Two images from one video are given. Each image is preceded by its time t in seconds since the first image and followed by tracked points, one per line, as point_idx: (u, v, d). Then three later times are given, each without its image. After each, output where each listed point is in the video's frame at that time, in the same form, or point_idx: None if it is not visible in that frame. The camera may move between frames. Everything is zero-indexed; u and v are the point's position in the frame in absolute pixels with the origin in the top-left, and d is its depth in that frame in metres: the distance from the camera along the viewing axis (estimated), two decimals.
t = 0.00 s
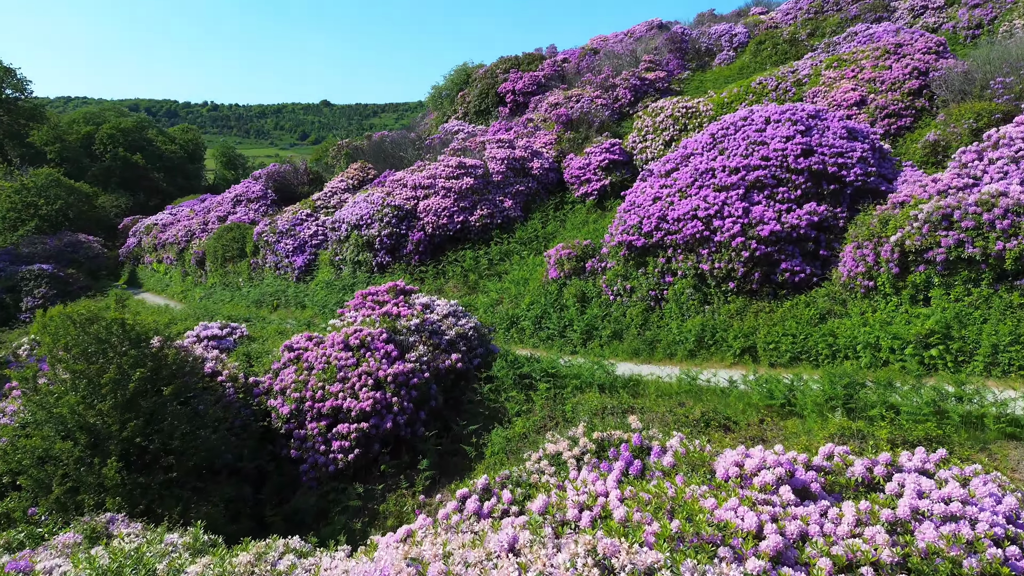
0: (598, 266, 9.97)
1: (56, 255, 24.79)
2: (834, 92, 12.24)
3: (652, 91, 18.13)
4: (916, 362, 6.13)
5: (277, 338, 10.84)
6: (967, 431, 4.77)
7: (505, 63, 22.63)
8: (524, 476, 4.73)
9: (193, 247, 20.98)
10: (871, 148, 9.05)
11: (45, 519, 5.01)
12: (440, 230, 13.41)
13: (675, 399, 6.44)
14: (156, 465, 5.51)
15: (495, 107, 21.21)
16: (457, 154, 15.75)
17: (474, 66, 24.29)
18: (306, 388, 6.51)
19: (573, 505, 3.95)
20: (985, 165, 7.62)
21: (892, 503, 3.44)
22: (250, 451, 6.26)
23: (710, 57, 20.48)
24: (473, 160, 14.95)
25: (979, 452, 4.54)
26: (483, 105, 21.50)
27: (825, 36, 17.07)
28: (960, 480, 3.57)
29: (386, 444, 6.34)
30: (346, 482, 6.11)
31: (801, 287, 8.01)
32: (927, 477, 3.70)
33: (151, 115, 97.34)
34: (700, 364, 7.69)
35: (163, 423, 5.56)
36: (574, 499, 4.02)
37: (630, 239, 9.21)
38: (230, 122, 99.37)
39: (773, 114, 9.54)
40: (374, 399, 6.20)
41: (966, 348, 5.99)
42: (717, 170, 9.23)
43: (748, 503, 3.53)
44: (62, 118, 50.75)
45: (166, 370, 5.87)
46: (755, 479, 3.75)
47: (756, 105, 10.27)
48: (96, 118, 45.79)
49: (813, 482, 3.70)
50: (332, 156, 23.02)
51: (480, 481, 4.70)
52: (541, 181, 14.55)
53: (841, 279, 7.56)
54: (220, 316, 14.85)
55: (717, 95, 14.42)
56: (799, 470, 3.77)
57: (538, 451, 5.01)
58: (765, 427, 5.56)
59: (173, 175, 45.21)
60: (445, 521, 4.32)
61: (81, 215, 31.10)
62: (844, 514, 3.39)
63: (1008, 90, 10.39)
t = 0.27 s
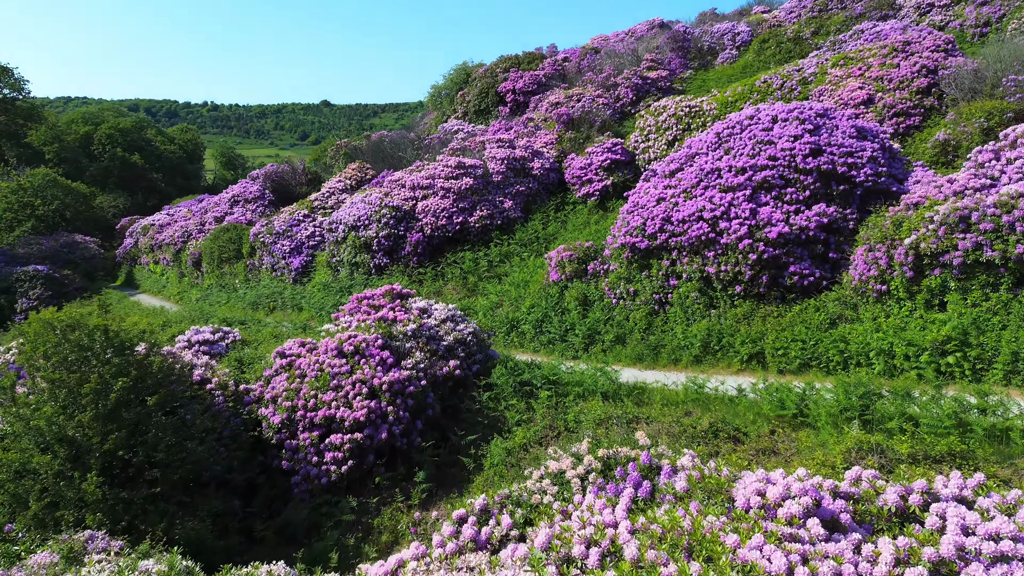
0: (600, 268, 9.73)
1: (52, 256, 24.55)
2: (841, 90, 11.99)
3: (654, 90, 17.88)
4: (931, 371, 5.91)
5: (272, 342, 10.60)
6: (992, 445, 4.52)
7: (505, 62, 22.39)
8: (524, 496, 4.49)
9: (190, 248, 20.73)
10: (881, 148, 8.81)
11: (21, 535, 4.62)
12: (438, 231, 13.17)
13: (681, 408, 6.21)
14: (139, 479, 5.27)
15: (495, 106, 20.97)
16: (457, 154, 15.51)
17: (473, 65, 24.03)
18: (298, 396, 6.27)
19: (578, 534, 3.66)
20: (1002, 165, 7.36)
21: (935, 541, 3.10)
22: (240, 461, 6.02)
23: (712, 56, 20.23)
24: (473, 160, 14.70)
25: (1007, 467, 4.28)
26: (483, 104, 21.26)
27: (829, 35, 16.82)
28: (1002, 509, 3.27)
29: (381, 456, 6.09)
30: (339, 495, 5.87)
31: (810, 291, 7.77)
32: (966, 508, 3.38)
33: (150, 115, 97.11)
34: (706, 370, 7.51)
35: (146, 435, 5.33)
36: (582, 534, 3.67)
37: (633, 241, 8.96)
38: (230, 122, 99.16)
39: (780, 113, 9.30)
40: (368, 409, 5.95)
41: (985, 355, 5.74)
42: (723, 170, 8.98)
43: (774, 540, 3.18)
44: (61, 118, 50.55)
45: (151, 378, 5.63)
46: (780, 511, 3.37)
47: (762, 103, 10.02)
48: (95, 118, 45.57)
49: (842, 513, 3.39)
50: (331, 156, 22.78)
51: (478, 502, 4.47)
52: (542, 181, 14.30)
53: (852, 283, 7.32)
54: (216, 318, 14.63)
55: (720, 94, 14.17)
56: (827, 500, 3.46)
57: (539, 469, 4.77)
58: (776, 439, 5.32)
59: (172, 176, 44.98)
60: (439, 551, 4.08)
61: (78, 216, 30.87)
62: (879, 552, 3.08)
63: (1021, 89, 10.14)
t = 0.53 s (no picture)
0: (602, 271, 9.49)
1: (48, 258, 24.33)
2: (848, 88, 11.73)
3: (656, 89, 17.63)
4: (948, 380, 5.69)
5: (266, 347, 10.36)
6: (1020, 459, 4.26)
7: (505, 60, 22.13)
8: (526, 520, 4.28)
9: (186, 249, 20.49)
10: (892, 147, 8.56)
11: None
12: (437, 232, 12.92)
13: (687, 417, 5.97)
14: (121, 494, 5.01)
15: (495, 105, 20.73)
16: (456, 154, 15.26)
17: (473, 64, 23.77)
18: (289, 406, 6.02)
19: None
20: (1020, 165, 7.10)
21: None
22: (228, 474, 5.77)
23: (714, 55, 19.98)
24: (472, 160, 14.44)
25: None
26: (483, 103, 21.01)
27: (834, 33, 16.56)
28: None
29: (376, 468, 5.84)
30: (332, 508, 5.63)
31: (819, 295, 7.53)
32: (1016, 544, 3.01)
33: (150, 115, 96.97)
34: (712, 376, 7.30)
35: (128, 447, 5.09)
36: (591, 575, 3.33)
37: (637, 243, 8.71)
38: (229, 122, 98.94)
39: (788, 111, 9.04)
40: (362, 419, 5.70)
41: (1006, 363, 5.49)
42: (729, 170, 8.73)
43: None
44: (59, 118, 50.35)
45: (134, 388, 5.40)
46: (810, 551, 3.00)
47: (769, 102, 9.77)
48: (93, 118, 45.34)
49: (878, 550, 2.99)
50: (329, 156, 22.54)
51: (475, 527, 4.29)
52: (543, 182, 14.05)
53: (864, 287, 7.08)
54: (211, 320, 14.40)
55: (724, 93, 13.90)
56: (861, 535, 3.06)
57: (541, 490, 4.54)
58: (788, 452, 5.08)
59: (171, 176, 44.76)
60: None
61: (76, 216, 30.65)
62: None
63: None
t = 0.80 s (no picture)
0: (604, 274, 9.24)
1: (44, 259, 24.10)
2: (855, 87, 11.46)
3: (658, 88, 17.38)
4: (967, 390, 5.45)
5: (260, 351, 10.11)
6: None
7: (505, 59, 21.87)
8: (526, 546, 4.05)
9: (182, 250, 20.24)
10: (903, 146, 8.30)
11: None
12: (436, 233, 12.66)
13: (694, 428, 5.72)
14: (100, 512, 4.73)
15: (495, 105, 20.48)
16: (455, 153, 15.01)
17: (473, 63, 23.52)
18: (279, 416, 5.77)
19: None
20: None
21: None
22: (215, 487, 5.52)
23: (717, 54, 19.72)
24: (472, 160, 14.19)
25: None
26: (482, 103, 20.76)
27: (839, 31, 16.29)
28: None
29: (369, 481, 5.59)
30: (323, 524, 5.38)
31: (829, 300, 7.27)
32: None
33: (149, 115, 96.76)
34: (719, 384, 7.08)
35: (108, 462, 4.84)
36: None
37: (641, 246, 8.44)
38: (229, 122, 98.71)
39: (795, 110, 8.79)
40: (354, 431, 5.45)
41: None
42: (735, 170, 8.47)
43: None
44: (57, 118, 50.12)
45: (114, 400, 5.17)
46: None
47: (776, 100, 9.51)
48: (91, 118, 45.12)
49: None
50: (327, 156, 22.29)
51: (472, 554, 4.06)
52: (543, 182, 13.81)
53: (876, 292, 6.84)
54: (206, 323, 14.16)
55: (728, 91, 13.64)
56: None
57: (542, 513, 4.30)
58: (801, 467, 4.84)
59: (169, 176, 44.52)
60: None
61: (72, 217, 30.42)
62: None
63: None
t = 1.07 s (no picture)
0: (606, 277, 8.99)
1: (39, 260, 23.87)
2: (863, 85, 11.19)
3: (660, 87, 17.12)
4: (988, 402, 5.21)
5: (254, 357, 9.87)
6: None
7: (505, 58, 21.61)
8: None
9: (178, 251, 19.99)
10: (915, 146, 8.05)
11: None
12: (434, 235, 12.41)
13: (702, 440, 5.46)
14: (76, 532, 4.51)
15: (495, 104, 20.22)
16: (453, 153, 14.75)
17: (472, 62, 23.25)
18: (267, 428, 5.51)
19: None
20: None
21: None
22: (200, 503, 5.27)
23: (719, 52, 19.45)
24: (471, 160, 13.93)
25: None
26: (482, 102, 20.49)
27: (844, 29, 16.03)
28: None
29: (361, 496, 5.34)
30: (313, 542, 5.13)
31: (840, 305, 7.02)
32: None
33: (149, 115, 96.53)
34: (726, 392, 6.84)
35: (84, 479, 4.58)
36: None
37: (644, 248, 8.18)
38: (228, 122, 98.47)
39: (804, 109, 8.53)
40: (346, 444, 5.19)
41: None
42: (742, 170, 8.21)
43: None
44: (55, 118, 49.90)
45: (91, 411, 4.89)
46: None
47: (783, 98, 9.25)
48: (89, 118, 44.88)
49: None
50: (325, 156, 22.05)
51: None
52: (544, 182, 13.56)
53: (890, 297, 6.58)
54: (200, 326, 13.91)
55: (732, 90, 13.38)
56: None
57: (543, 543, 4.03)
58: (816, 484, 4.59)
59: (167, 176, 44.28)
60: None
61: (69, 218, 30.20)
62: None
63: None
